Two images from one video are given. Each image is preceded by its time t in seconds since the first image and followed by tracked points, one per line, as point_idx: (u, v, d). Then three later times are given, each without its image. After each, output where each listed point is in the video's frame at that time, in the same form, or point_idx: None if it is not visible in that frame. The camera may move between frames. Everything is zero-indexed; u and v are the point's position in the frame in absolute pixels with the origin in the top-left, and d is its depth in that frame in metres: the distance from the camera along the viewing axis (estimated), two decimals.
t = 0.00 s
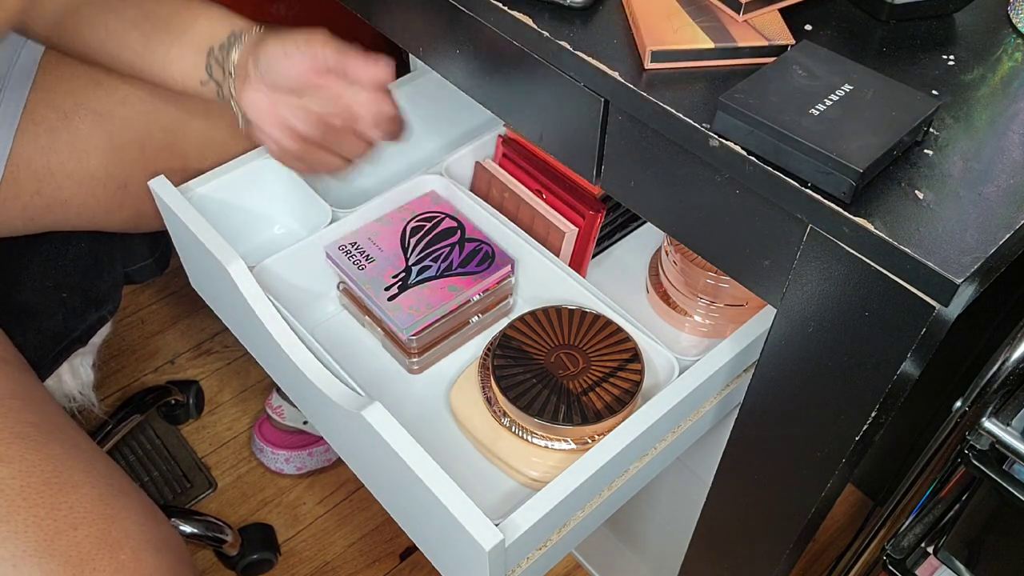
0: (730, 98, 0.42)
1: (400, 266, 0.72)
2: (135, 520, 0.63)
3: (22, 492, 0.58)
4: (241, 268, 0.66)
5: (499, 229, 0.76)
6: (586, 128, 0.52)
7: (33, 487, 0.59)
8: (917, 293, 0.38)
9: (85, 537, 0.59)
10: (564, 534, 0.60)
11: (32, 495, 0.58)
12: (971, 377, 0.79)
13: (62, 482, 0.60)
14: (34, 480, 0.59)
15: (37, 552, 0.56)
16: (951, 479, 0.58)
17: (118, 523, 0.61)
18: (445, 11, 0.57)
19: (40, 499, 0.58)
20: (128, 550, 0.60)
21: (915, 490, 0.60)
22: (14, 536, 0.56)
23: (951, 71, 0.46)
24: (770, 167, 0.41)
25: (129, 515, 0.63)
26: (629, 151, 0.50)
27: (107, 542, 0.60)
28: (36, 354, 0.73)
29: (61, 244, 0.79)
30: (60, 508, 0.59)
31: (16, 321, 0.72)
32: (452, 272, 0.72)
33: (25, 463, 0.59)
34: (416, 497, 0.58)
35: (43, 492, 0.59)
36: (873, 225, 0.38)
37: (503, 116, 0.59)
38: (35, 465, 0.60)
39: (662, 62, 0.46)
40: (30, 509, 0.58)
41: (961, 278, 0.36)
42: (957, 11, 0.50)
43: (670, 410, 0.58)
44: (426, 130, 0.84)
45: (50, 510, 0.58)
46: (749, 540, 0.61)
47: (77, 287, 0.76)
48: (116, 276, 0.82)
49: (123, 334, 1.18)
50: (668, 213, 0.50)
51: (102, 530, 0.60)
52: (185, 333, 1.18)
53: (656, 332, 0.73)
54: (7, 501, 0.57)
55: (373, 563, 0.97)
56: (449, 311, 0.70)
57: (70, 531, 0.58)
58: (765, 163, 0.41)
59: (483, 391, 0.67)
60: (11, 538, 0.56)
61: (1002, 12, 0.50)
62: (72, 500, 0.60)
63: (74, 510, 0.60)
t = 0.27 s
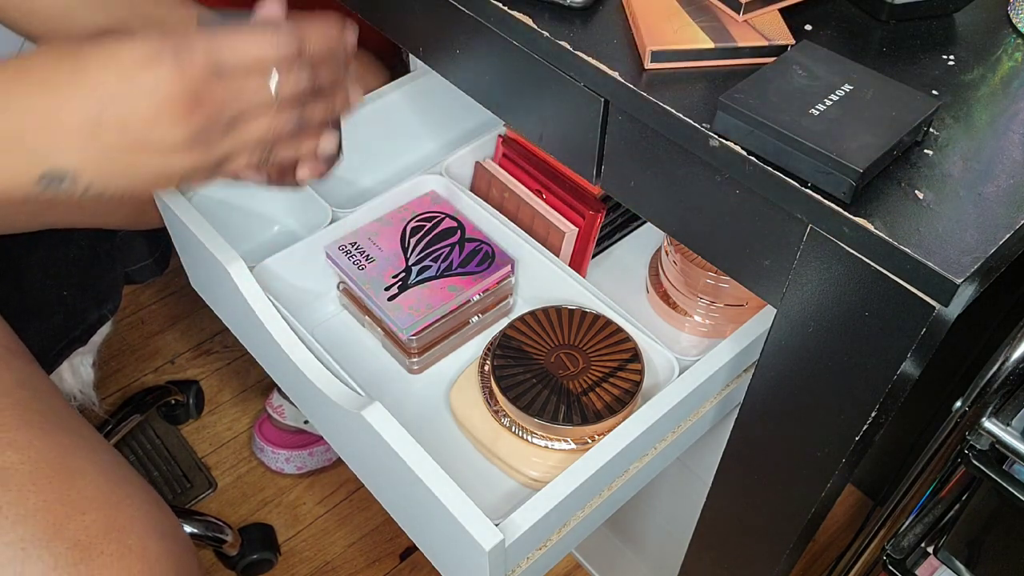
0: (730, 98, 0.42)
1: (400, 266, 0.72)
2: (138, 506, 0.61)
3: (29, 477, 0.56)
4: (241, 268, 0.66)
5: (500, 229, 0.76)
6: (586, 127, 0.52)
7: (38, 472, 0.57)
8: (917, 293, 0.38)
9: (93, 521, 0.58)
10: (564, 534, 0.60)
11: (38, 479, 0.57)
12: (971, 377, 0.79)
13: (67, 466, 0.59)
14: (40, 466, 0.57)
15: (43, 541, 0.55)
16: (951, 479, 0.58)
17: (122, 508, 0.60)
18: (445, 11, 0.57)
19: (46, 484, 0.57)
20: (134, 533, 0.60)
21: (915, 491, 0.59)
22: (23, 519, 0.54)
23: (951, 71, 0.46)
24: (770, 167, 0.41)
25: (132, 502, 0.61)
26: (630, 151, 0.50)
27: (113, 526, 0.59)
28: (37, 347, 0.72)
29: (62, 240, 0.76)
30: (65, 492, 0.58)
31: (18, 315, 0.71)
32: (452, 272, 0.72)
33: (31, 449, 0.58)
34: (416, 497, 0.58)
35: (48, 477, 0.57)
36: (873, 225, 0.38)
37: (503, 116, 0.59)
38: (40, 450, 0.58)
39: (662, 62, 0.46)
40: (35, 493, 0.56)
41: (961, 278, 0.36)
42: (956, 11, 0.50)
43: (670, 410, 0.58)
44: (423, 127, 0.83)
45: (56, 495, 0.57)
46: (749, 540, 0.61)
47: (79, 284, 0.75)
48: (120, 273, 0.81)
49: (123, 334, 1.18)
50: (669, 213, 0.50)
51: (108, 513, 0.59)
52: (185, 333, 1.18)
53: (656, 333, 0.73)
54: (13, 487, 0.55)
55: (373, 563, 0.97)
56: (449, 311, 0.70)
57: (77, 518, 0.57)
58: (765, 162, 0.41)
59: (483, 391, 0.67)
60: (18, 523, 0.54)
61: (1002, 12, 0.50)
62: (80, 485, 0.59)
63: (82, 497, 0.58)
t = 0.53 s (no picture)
0: (730, 98, 0.42)
1: (400, 266, 0.72)
2: (130, 522, 0.60)
3: (18, 493, 0.56)
4: (241, 269, 0.66)
5: (500, 229, 0.76)
6: (586, 127, 0.52)
7: (27, 487, 0.56)
8: (917, 293, 0.38)
9: (80, 542, 0.57)
10: (564, 534, 0.60)
11: (26, 496, 0.56)
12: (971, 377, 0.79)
13: (56, 482, 0.58)
14: (30, 480, 0.57)
15: (29, 559, 0.54)
16: (951, 479, 0.58)
17: (112, 526, 0.59)
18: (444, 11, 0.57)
19: (34, 502, 0.56)
20: (122, 554, 0.58)
21: (915, 491, 0.59)
22: (8, 540, 0.54)
23: (951, 71, 0.46)
24: (770, 167, 0.41)
25: (124, 518, 0.60)
26: (630, 151, 0.50)
27: (100, 546, 0.58)
28: (33, 357, 0.72)
29: (59, 245, 0.76)
30: (53, 510, 0.57)
31: (15, 322, 0.71)
32: (452, 272, 0.72)
33: (19, 466, 0.57)
34: (415, 498, 0.58)
35: (37, 494, 0.57)
36: (873, 225, 0.38)
37: (503, 117, 0.59)
38: (29, 467, 0.57)
39: (662, 62, 0.46)
40: (22, 513, 0.55)
41: (961, 278, 0.36)
42: (957, 11, 0.50)
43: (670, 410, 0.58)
44: (421, 128, 0.83)
45: (43, 511, 0.56)
46: (748, 540, 0.61)
47: (77, 289, 0.75)
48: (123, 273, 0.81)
49: (123, 334, 1.18)
50: (669, 213, 0.50)
51: (97, 533, 0.58)
52: (184, 333, 1.18)
53: (656, 333, 0.73)
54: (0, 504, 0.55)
55: (373, 563, 0.97)
56: (449, 311, 0.70)
57: (61, 536, 0.56)
58: (765, 162, 0.41)
59: (483, 391, 0.67)
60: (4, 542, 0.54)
61: (1002, 12, 0.50)
62: (66, 501, 0.58)
63: (66, 514, 0.57)
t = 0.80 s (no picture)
0: (730, 98, 0.42)
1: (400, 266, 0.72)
2: (135, 523, 0.60)
3: (22, 493, 0.56)
4: (241, 269, 0.66)
5: (500, 229, 0.76)
6: (587, 128, 0.52)
7: (32, 488, 0.56)
8: (917, 293, 0.38)
9: (84, 542, 0.57)
10: (564, 534, 0.60)
11: (31, 497, 0.56)
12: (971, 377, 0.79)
13: (61, 483, 0.58)
14: (35, 480, 0.57)
15: (34, 558, 0.54)
16: (951, 480, 0.58)
17: (117, 526, 0.59)
18: (444, 12, 0.57)
19: (39, 502, 0.56)
20: (127, 555, 0.58)
21: (915, 490, 0.60)
22: (13, 540, 0.54)
23: (951, 71, 0.46)
24: (770, 167, 0.41)
25: (128, 518, 0.60)
26: (630, 151, 0.50)
27: (105, 546, 0.57)
28: (34, 356, 0.72)
29: (59, 245, 0.76)
30: (58, 510, 0.57)
31: (15, 321, 0.71)
32: (452, 272, 0.72)
33: (23, 466, 0.57)
34: (415, 497, 0.58)
35: (42, 494, 0.57)
36: (873, 225, 0.38)
37: (503, 117, 0.59)
38: (33, 467, 0.57)
39: (662, 62, 0.46)
40: (27, 514, 0.55)
41: (961, 278, 0.36)
42: (956, 11, 0.50)
43: (670, 410, 0.58)
44: (422, 130, 0.83)
45: (49, 512, 0.56)
46: (749, 540, 0.61)
47: (77, 287, 0.75)
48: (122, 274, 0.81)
49: (123, 334, 1.18)
50: (669, 213, 0.50)
51: (101, 534, 0.58)
52: (184, 333, 1.18)
53: (656, 332, 0.73)
54: (5, 504, 0.55)
55: (373, 563, 0.97)
56: (449, 311, 0.70)
57: (67, 536, 0.56)
58: (765, 162, 0.41)
59: (483, 391, 0.67)
60: (9, 543, 0.54)
61: (1002, 12, 0.50)
62: (71, 502, 0.58)
63: (72, 514, 0.57)
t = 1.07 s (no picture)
0: (730, 98, 0.42)
1: (400, 266, 0.72)
2: (134, 525, 0.61)
3: (23, 496, 0.56)
4: (241, 269, 0.66)
5: (500, 228, 0.76)
6: (587, 128, 0.52)
7: (33, 490, 0.56)
8: (917, 293, 0.38)
9: (84, 545, 0.57)
10: (564, 534, 0.60)
11: (31, 499, 0.56)
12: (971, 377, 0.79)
13: (61, 485, 0.58)
14: (35, 483, 0.57)
15: (35, 561, 0.54)
16: (951, 479, 0.58)
17: (117, 529, 0.59)
18: (444, 12, 0.57)
19: (39, 505, 0.56)
20: (127, 557, 0.58)
21: (915, 490, 0.60)
22: (13, 543, 0.54)
23: (951, 71, 0.46)
24: (770, 167, 0.41)
25: (128, 520, 0.60)
26: (630, 151, 0.50)
27: (105, 549, 0.58)
28: (34, 357, 0.72)
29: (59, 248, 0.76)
30: (58, 513, 0.57)
31: (15, 325, 0.71)
32: (452, 272, 0.72)
33: (23, 469, 0.57)
34: (415, 498, 0.58)
35: (42, 496, 0.57)
36: (873, 225, 0.38)
37: (503, 117, 0.59)
38: (33, 470, 0.57)
39: (662, 62, 0.46)
40: (27, 517, 0.55)
41: (961, 278, 0.36)
42: (957, 11, 0.50)
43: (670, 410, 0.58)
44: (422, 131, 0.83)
45: (49, 514, 0.56)
46: (749, 540, 0.61)
47: (77, 288, 0.75)
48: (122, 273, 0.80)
49: (123, 334, 1.18)
50: (669, 213, 0.50)
51: (101, 536, 0.58)
52: (184, 333, 1.18)
53: (656, 332, 0.73)
54: (6, 507, 0.55)
55: (373, 563, 0.97)
56: (449, 311, 0.70)
57: (66, 539, 0.56)
58: (765, 162, 0.41)
59: (483, 390, 0.67)
60: (9, 546, 0.54)
61: (1003, 12, 0.50)
62: (72, 504, 0.58)
63: (72, 516, 0.57)
